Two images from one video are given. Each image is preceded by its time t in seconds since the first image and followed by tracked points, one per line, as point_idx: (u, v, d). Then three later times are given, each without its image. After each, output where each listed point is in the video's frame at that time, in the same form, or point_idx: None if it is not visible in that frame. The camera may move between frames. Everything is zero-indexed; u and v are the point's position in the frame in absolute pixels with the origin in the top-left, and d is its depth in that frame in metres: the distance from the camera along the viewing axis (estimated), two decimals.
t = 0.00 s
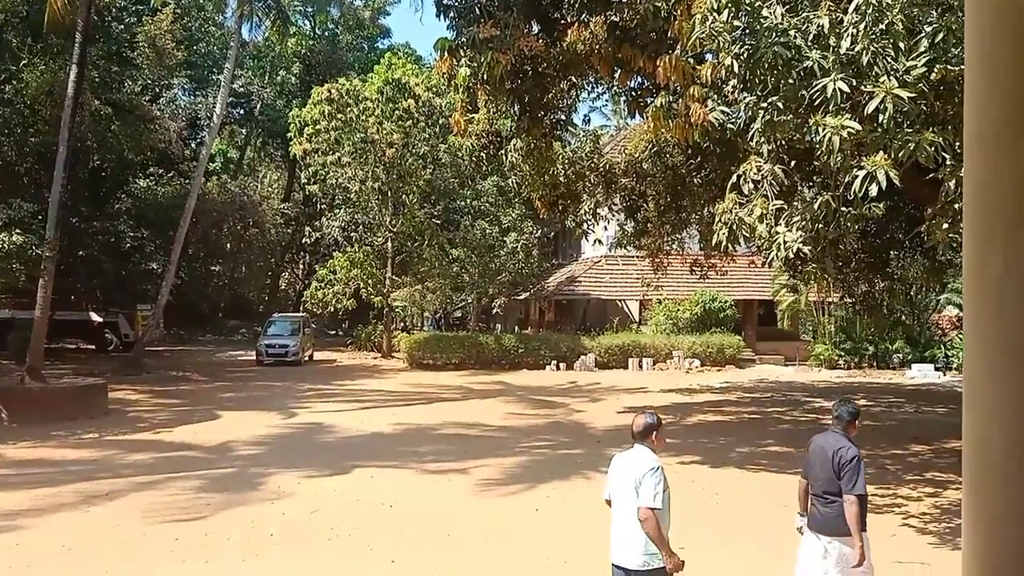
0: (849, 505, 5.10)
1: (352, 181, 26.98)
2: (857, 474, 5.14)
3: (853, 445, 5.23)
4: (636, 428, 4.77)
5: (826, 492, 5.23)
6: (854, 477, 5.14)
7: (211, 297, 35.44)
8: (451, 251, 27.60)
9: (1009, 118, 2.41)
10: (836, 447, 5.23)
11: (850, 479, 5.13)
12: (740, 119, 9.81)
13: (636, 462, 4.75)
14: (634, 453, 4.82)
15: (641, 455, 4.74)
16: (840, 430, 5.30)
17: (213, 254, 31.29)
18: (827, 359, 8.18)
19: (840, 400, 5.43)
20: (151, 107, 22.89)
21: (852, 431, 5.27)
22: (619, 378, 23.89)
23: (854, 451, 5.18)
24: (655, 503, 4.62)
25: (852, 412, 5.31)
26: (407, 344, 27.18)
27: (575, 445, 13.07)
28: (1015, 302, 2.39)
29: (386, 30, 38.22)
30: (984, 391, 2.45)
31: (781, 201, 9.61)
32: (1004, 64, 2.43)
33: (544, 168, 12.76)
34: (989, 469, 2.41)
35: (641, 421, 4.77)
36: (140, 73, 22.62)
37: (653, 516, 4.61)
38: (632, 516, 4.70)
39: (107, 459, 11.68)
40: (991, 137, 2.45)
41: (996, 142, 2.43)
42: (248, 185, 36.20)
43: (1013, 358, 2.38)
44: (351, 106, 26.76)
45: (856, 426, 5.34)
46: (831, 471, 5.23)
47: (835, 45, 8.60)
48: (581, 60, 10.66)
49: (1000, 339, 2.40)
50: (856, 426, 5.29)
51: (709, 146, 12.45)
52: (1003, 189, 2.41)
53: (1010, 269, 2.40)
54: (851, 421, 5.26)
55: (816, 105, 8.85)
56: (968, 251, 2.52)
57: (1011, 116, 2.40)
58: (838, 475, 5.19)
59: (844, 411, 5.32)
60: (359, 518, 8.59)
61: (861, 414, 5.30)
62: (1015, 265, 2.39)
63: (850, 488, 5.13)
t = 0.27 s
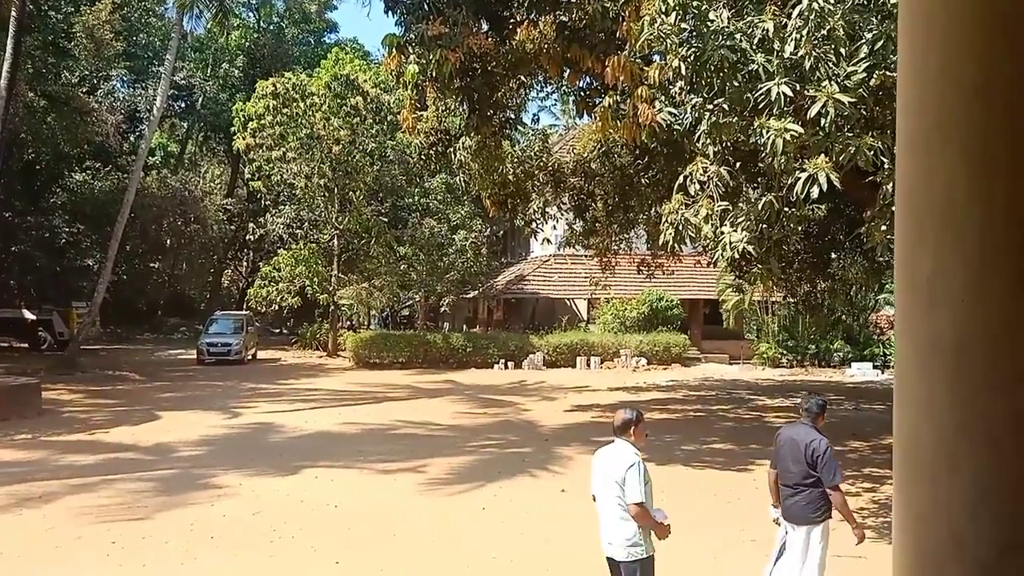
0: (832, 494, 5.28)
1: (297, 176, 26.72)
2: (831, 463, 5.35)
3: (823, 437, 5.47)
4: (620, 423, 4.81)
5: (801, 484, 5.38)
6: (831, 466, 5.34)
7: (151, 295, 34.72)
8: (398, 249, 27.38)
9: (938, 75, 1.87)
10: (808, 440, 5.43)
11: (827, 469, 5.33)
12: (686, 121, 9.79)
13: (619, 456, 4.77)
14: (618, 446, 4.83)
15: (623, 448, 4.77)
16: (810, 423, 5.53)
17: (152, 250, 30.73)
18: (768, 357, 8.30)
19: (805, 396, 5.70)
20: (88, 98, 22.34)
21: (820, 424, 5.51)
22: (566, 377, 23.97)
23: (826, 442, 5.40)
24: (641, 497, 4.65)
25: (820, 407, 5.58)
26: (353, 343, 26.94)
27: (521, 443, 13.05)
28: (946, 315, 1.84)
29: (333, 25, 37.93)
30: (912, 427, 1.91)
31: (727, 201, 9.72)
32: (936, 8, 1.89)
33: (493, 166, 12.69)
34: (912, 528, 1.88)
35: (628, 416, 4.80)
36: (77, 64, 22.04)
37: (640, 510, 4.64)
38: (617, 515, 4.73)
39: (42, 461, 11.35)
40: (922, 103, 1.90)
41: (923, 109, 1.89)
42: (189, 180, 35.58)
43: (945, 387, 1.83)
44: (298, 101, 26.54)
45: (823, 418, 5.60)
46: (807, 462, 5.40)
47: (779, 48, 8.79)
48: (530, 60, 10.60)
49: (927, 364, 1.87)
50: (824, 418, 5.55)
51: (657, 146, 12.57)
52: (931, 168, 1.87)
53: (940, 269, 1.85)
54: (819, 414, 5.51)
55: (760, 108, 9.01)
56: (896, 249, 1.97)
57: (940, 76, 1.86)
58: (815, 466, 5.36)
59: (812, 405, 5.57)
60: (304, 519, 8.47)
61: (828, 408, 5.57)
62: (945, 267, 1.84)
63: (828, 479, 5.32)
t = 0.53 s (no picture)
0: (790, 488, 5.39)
1: (236, 172, 26.38)
2: (789, 458, 5.46)
3: (780, 433, 5.59)
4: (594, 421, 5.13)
5: (760, 478, 5.44)
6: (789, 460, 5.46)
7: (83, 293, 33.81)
8: (340, 248, 27.08)
9: (865, 79, 1.87)
10: (767, 435, 5.55)
11: (785, 462, 5.44)
12: (629, 122, 10.08)
13: (596, 451, 5.14)
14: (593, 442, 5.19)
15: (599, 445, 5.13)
16: (768, 419, 5.65)
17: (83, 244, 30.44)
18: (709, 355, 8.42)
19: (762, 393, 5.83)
20: (16, 89, 21.68)
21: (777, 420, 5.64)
22: (510, 376, 24.00)
23: (784, 437, 5.53)
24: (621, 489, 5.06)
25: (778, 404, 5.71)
26: (293, 343, 26.61)
27: (466, 442, 13.03)
28: (874, 313, 1.83)
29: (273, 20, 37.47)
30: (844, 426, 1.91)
31: (669, 203, 9.85)
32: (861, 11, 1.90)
33: (438, 166, 12.62)
34: (843, 528, 1.89)
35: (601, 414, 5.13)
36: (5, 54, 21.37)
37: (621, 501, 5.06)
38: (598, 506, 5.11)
39: None
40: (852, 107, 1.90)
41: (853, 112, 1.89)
42: (123, 175, 34.78)
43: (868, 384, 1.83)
44: (236, 96, 26.47)
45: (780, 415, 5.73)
46: (765, 456, 5.49)
47: (720, 52, 8.94)
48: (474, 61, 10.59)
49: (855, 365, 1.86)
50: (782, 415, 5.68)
51: (600, 147, 12.66)
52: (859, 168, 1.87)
53: (865, 270, 1.84)
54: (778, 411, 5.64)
55: (701, 110, 9.14)
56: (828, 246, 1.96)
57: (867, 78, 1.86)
58: (773, 459, 5.46)
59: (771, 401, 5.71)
60: (243, 522, 8.34)
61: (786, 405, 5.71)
62: (872, 267, 1.83)
63: (786, 472, 5.43)
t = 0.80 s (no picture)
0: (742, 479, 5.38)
1: (167, 167, 25.61)
2: (742, 448, 5.43)
3: (734, 426, 5.56)
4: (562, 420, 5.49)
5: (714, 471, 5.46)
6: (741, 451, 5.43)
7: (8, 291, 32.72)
8: (279, 245, 26.92)
9: (793, 78, 1.85)
10: (719, 428, 5.54)
11: (737, 453, 5.41)
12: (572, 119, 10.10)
13: (566, 448, 5.48)
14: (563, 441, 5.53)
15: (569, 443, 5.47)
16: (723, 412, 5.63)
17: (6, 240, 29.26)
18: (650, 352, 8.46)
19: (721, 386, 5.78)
20: None
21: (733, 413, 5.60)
22: (453, 374, 23.90)
23: (736, 429, 5.51)
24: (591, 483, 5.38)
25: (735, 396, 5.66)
26: (229, 342, 26.12)
27: (409, 442, 12.92)
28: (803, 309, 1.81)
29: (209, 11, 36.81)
30: (771, 427, 1.88)
31: (611, 202, 9.90)
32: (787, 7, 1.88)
33: (379, 162, 12.44)
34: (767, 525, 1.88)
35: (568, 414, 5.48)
36: None
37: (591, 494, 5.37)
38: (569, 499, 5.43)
39: None
40: (782, 101, 1.88)
41: (783, 108, 1.87)
42: (49, 168, 33.76)
43: (797, 382, 1.81)
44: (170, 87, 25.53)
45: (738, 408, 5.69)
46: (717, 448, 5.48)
47: (660, 53, 9.12)
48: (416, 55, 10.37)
49: (783, 362, 1.84)
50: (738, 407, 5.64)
51: (544, 145, 12.65)
52: (787, 163, 1.86)
53: (796, 267, 1.82)
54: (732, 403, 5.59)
55: (642, 110, 9.22)
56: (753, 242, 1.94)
57: (795, 75, 1.84)
58: (724, 451, 5.44)
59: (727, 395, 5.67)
60: (180, 526, 8.14)
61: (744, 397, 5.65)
62: (800, 263, 1.82)
63: (737, 463, 5.41)
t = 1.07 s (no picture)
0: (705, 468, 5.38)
1: (109, 161, 25.13)
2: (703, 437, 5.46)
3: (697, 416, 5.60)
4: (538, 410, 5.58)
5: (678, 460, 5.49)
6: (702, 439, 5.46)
7: None
8: (225, 242, 26.25)
9: (737, 81, 1.91)
10: (683, 418, 5.58)
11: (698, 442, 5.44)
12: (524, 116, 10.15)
13: (539, 439, 5.55)
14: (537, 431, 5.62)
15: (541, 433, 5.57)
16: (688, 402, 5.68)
17: None
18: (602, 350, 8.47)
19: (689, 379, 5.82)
20: None
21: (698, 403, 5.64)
22: (406, 373, 23.78)
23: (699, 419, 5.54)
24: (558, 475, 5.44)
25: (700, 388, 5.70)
26: (172, 340, 25.60)
27: (360, 441, 12.81)
28: (746, 306, 1.86)
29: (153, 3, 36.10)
30: (713, 425, 1.92)
31: (563, 199, 9.91)
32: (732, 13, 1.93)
33: (330, 158, 12.29)
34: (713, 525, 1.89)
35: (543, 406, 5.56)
36: None
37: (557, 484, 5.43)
38: (538, 488, 5.50)
39: None
40: (726, 103, 1.93)
41: (727, 110, 1.92)
42: None
43: (740, 378, 1.86)
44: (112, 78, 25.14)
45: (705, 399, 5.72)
46: (681, 439, 5.52)
47: (612, 50, 9.03)
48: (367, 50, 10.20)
49: (727, 359, 1.88)
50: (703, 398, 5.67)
51: (497, 142, 12.62)
52: (732, 164, 1.91)
53: (739, 265, 1.87)
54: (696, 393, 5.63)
55: (594, 107, 9.11)
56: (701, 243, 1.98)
57: (740, 79, 1.89)
58: (687, 441, 5.48)
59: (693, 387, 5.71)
60: (122, 528, 7.96)
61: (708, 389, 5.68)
62: (747, 262, 1.87)
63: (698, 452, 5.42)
